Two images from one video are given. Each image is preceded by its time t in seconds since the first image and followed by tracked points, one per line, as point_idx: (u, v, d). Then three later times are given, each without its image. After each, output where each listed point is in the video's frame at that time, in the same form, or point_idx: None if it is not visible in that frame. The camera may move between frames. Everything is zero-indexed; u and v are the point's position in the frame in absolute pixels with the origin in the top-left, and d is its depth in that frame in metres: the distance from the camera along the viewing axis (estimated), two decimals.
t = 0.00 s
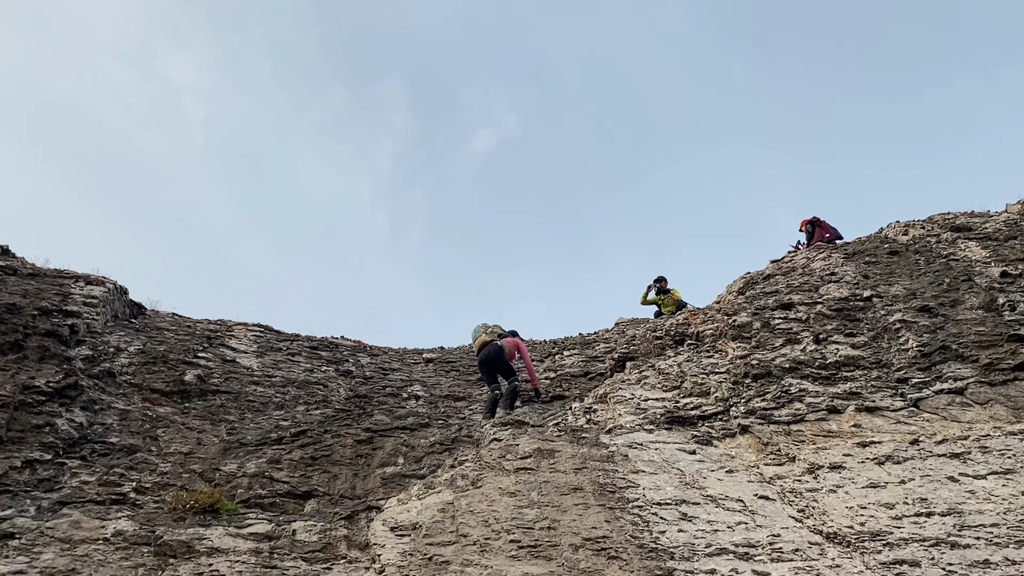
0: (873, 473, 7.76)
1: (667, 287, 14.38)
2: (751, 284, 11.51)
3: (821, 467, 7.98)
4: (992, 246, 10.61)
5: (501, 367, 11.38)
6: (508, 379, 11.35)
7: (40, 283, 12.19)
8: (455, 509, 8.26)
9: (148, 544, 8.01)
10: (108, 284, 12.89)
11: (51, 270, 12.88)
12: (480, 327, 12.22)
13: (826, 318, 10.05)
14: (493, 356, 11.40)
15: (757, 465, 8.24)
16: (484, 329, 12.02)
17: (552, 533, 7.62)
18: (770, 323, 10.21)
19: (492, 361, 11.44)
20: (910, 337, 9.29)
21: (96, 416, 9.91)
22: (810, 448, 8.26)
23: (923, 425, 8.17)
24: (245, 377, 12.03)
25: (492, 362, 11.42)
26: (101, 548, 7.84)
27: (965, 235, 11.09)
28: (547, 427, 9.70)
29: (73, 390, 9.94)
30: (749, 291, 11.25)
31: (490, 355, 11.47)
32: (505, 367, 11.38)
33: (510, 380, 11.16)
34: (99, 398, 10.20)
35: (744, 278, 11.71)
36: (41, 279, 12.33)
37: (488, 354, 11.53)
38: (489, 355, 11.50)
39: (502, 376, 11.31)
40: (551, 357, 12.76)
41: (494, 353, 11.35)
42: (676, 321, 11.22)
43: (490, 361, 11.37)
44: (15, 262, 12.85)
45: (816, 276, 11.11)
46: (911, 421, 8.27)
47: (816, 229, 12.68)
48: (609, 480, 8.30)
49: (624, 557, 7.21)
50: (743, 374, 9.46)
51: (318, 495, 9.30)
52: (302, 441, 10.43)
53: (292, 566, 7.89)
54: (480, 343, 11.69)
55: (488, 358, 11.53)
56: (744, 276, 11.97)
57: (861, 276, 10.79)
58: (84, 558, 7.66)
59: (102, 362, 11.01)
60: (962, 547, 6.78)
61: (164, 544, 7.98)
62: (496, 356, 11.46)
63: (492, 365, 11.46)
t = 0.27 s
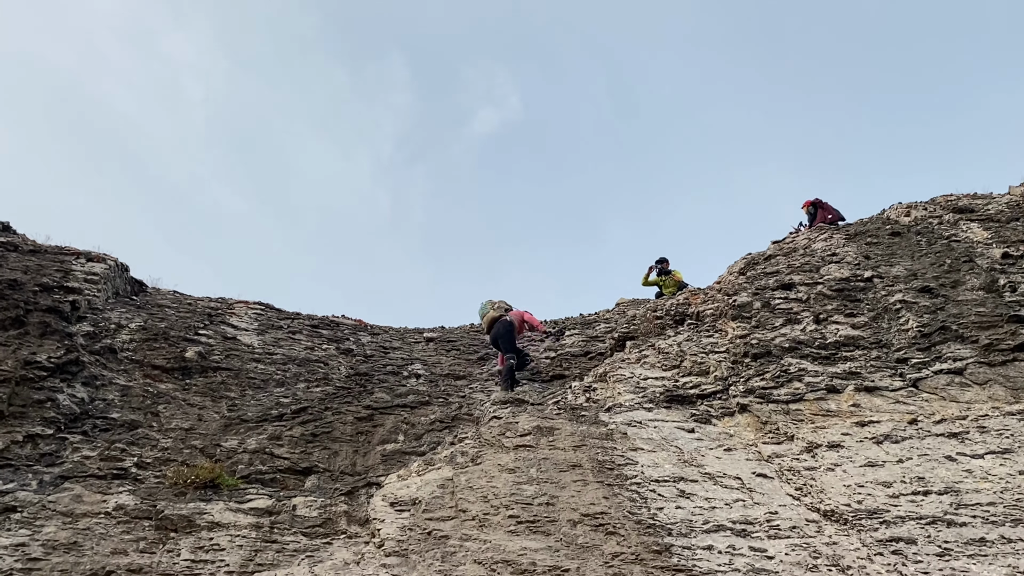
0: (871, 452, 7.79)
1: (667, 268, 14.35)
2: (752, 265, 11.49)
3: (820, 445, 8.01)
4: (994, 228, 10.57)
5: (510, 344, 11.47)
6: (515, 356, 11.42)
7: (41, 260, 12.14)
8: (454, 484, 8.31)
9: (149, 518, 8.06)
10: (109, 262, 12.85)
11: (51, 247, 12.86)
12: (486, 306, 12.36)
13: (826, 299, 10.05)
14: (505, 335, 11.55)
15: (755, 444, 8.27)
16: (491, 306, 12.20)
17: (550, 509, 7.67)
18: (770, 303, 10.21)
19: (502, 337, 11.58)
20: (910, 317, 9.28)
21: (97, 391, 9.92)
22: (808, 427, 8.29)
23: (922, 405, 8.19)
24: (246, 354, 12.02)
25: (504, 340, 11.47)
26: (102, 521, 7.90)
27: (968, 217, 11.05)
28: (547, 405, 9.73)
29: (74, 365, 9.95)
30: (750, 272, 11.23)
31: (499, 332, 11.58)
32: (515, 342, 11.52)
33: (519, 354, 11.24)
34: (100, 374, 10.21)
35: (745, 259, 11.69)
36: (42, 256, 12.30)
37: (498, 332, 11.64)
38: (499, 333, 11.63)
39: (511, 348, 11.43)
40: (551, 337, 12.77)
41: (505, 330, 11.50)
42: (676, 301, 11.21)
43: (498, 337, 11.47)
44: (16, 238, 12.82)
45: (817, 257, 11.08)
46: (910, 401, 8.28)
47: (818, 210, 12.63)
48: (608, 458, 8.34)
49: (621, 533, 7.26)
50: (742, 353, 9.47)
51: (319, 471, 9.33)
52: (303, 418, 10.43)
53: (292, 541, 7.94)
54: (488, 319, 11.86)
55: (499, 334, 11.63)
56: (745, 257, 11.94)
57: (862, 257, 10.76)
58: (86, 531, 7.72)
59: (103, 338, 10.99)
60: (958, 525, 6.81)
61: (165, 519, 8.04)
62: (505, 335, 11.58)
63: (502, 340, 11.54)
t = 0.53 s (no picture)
0: (866, 435, 7.81)
1: (667, 252, 14.29)
2: (751, 249, 11.46)
3: (816, 428, 8.02)
4: (994, 213, 10.55)
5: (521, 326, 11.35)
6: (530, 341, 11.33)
7: (40, 239, 11.99)
8: (451, 464, 8.34)
9: (147, 496, 8.10)
10: (108, 241, 12.59)
11: (49, 226, 12.78)
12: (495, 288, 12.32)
13: (825, 283, 10.03)
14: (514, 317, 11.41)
15: (751, 426, 8.29)
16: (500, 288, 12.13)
17: (546, 489, 7.70)
18: (769, 287, 10.20)
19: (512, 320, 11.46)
20: (908, 302, 9.28)
21: (96, 369, 9.89)
22: (805, 410, 8.30)
23: (919, 389, 8.20)
24: (244, 335, 11.81)
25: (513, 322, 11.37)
26: (101, 499, 7.93)
27: (967, 203, 11.02)
28: (544, 387, 9.74)
29: (73, 344, 9.93)
30: (749, 256, 11.21)
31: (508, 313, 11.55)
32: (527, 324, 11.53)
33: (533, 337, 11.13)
34: (99, 352, 10.18)
35: (744, 243, 11.66)
36: (41, 235, 12.19)
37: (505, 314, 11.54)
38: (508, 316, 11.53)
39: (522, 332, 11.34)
40: (549, 320, 12.76)
41: (514, 311, 11.41)
42: (675, 285, 11.19)
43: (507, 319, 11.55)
44: (14, 217, 12.73)
45: (816, 241, 11.05)
46: (907, 385, 8.30)
47: (818, 195, 12.59)
48: (604, 439, 8.36)
49: (617, 513, 7.30)
50: (740, 336, 9.48)
51: (317, 450, 9.31)
52: (302, 398, 10.36)
53: (290, 519, 7.98)
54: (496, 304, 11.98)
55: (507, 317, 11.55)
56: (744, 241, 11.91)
57: (861, 242, 10.74)
58: (85, 508, 7.75)
59: (102, 318, 10.85)
60: (951, 508, 6.84)
61: (163, 496, 8.07)
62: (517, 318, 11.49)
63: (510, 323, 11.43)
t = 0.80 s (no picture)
0: (864, 424, 7.83)
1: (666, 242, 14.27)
2: (750, 239, 11.45)
3: (813, 418, 8.05)
4: (994, 204, 10.54)
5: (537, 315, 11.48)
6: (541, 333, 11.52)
7: (39, 226, 11.94)
8: (450, 452, 8.36)
9: (147, 482, 8.12)
10: (107, 229, 12.47)
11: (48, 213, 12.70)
12: (524, 273, 12.53)
13: (824, 273, 10.04)
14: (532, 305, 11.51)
15: (749, 416, 8.31)
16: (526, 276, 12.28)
17: (544, 476, 7.73)
18: (768, 277, 10.20)
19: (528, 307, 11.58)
20: (907, 292, 9.28)
21: (95, 357, 9.89)
22: (803, 400, 8.33)
23: (916, 380, 8.22)
24: (244, 323, 11.71)
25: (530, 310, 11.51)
26: (100, 485, 7.96)
27: (967, 193, 11.01)
28: (543, 376, 9.75)
29: (72, 331, 9.92)
30: (748, 246, 11.20)
31: (525, 300, 11.73)
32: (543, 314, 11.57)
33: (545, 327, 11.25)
34: (99, 340, 10.17)
35: (744, 233, 11.66)
36: (40, 222, 12.07)
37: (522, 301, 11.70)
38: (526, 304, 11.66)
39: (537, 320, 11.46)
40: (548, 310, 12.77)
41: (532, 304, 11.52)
42: (674, 274, 11.19)
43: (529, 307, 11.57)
44: (12, 204, 12.66)
45: (816, 232, 11.05)
46: (905, 374, 8.32)
47: (818, 184, 12.57)
48: (602, 428, 8.38)
49: (615, 500, 7.34)
50: (739, 326, 9.49)
51: (316, 438, 9.33)
52: (301, 386, 10.33)
53: (289, 506, 8.01)
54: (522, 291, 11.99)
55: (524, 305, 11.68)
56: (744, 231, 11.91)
57: (861, 232, 10.74)
58: (85, 494, 7.78)
59: (101, 305, 10.84)
60: (948, 497, 6.87)
61: (163, 483, 8.09)
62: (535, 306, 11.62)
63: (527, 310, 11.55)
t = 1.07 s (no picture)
0: (861, 422, 7.85)
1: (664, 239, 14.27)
2: (748, 237, 11.46)
3: (810, 416, 8.06)
4: (991, 203, 10.56)
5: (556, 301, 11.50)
6: (558, 318, 11.59)
7: (37, 222, 11.91)
8: (447, 449, 8.37)
9: (145, 479, 8.12)
10: (105, 225, 12.45)
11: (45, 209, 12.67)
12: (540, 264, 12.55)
13: (822, 271, 10.05)
14: (550, 287, 11.49)
15: (747, 413, 8.33)
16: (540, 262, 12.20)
17: (542, 474, 7.75)
18: (765, 275, 10.21)
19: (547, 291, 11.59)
20: (904, 291, 9.30)
21: (93, 354, 9.88)
22: (800, 397, 8.34)
23: (913, 378, 8.24)
24: (242, 319, 11.70)
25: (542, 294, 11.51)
26: (98, 482, 7.96)
27: (965, 192, 11.02)
28: (540, 373, 9.75)
29: (70, 328, 9.91)
30: (746, 244, 11.21)
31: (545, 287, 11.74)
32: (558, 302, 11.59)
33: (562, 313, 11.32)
34: (96, 337, 10.15)
35: (742, 231, 11.67)
36: (38, 219, 12.04)
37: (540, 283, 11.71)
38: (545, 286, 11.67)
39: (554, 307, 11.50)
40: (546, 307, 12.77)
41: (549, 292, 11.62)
42: (672, 272, 11.20)
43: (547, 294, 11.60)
44: (9, 200, 12.62)
45: (813, 230, 11.06)
46: (902, 372, 8.34)
47: (817, 182, 12.57)
48: (600, 425, 8.39)
49: (612, 498, 7.35)
50: (736, 324, 9.50)
51: (314, 435, 9.33)
52: (299, 383, 10.32)
53: (287, 503, 8.01)
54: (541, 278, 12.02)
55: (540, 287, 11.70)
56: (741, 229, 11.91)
57: (858, 230, 10.75)
58: (83, 491, 7.78)
59: (99, 302, 10.82)
60: (944, 495, 6.89)
61: (160, 480, 8.10)
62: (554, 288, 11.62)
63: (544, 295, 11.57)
